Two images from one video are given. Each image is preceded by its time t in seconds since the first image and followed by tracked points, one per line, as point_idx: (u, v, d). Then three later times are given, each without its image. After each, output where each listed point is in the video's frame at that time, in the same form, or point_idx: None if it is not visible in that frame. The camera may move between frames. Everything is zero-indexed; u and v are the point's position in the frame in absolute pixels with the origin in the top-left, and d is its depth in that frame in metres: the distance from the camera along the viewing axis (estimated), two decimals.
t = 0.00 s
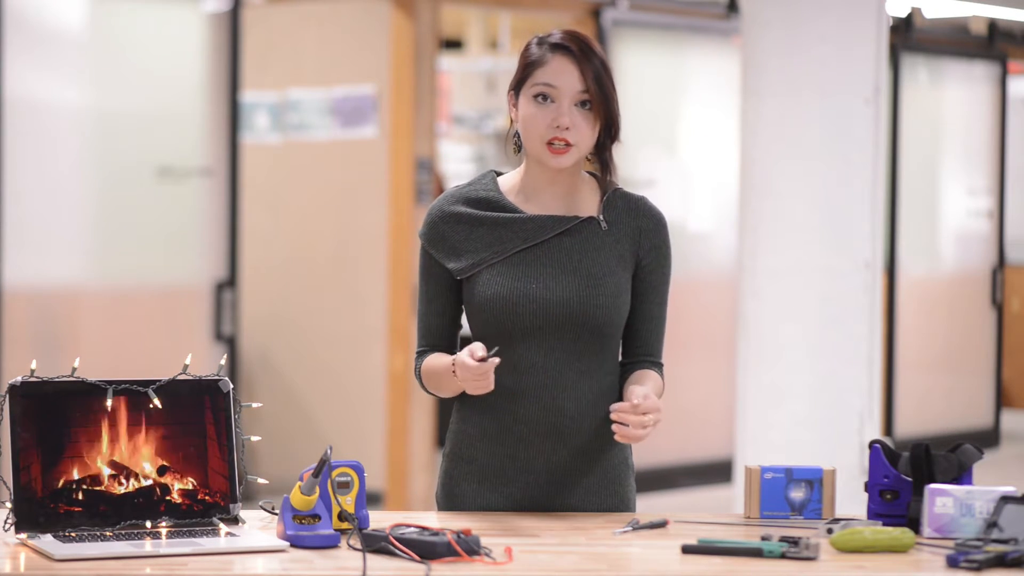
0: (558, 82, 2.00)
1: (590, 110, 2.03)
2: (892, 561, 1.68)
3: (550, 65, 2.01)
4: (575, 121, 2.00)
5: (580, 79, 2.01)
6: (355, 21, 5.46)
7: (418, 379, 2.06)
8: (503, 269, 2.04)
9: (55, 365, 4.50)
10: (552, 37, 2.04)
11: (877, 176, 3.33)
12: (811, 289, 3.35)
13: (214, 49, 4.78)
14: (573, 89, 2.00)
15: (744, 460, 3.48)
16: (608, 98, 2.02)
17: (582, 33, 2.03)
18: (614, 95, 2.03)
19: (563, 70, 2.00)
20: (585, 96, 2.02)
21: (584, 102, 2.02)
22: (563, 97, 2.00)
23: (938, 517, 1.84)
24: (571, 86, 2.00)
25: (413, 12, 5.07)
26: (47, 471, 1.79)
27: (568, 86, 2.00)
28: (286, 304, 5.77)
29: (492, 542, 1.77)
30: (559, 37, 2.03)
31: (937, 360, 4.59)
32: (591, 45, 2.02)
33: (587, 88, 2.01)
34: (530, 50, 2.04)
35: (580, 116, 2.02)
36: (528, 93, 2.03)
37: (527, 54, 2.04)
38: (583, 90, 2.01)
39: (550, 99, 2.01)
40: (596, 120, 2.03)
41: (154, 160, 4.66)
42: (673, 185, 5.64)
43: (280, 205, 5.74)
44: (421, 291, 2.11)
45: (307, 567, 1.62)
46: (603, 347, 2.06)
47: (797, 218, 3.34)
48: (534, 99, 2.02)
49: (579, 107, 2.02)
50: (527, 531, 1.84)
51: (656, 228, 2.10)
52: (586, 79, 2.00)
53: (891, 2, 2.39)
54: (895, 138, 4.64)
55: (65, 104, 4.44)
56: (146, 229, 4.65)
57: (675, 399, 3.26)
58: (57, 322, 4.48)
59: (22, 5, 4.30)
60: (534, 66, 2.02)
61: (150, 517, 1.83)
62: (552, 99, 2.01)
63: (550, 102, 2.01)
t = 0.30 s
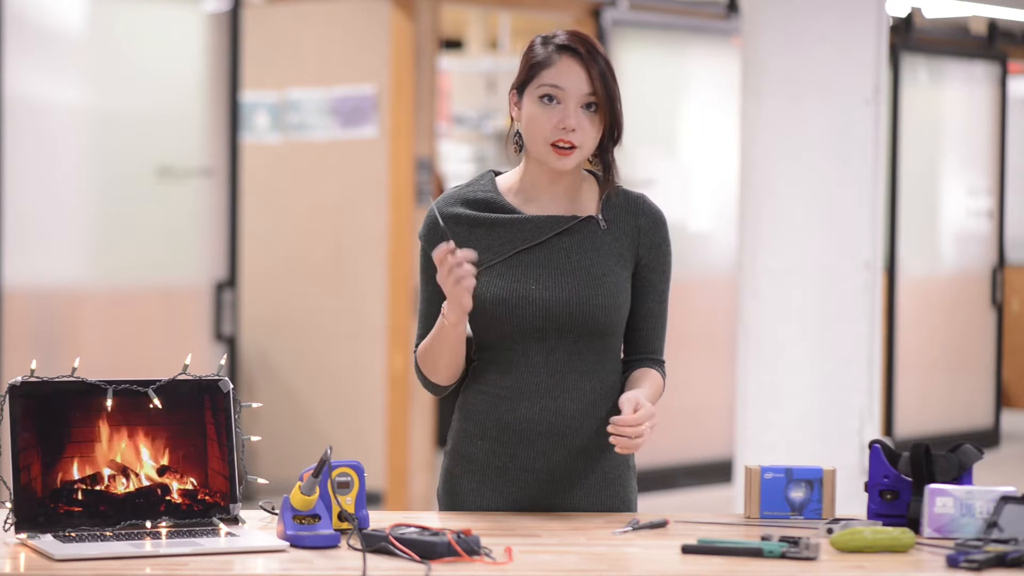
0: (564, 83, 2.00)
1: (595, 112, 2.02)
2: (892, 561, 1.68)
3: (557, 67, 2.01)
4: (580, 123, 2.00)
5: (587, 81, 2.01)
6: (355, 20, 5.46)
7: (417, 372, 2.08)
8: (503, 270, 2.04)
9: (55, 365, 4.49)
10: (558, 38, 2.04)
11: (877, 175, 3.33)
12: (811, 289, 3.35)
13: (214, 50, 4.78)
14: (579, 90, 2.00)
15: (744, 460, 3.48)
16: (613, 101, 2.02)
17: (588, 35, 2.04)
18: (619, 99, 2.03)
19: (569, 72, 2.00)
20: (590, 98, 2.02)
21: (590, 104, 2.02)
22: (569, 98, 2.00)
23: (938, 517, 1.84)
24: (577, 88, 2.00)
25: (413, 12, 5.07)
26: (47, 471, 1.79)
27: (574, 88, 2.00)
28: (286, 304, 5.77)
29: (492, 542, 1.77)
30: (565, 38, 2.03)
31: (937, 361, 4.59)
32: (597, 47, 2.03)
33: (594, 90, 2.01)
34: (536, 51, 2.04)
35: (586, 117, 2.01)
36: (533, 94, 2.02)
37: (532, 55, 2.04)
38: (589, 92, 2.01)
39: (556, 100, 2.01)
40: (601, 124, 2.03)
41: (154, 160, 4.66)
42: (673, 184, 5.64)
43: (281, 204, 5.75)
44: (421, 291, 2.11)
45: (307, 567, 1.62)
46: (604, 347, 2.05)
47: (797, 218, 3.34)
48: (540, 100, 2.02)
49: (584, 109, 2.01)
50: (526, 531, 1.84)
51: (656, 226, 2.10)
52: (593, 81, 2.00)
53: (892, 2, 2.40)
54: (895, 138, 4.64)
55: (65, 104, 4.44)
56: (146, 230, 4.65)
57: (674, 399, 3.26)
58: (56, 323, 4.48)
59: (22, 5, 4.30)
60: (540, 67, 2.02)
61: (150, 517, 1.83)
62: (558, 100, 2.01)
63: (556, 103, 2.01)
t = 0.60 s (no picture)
0: (575, 76, 2.00)
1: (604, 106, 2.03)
2: (892, 561, 1.68)
3: (567, 60, 2.01)
4: (591, 116, 2.00)
5: (597, 74, 2.01)
6: (355, 20, 5.46)
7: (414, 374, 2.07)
8: (503, 267, 2.03)
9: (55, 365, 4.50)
10: (565, 33, 2.04)
11: (877, 175, 3.33)
12: (811, 289, 3.35)
13: (214, 50, 4.79)
14: (591, 84, 2.01)
15: (744, 461, 3.48)
16: (623, 95, 2.03)
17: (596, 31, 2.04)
18: (627, 94, 2.04)
19: (580, 65, 2.01)
20: (600, 92, 2.02)
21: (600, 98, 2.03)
22: (580, 92, 2.00)
23: (937, 517, 1.84)
24: (589, 81, 2.01)
25: (413, 11, 5.07)
26: (47, 471, 1.79)
27: (585, 81, 2.00)
28: (286, 303, 5.77)
29: (492, 542, 1.77)
30: (573, 33, 2.03)
31: (937, 361, 4.59)
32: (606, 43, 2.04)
33: (604, 83, 2.01)
34: (543, 45, 2.04)
35: (596, 111, 2.02)
36: (542, 87, 2.02)
37: (540, 48, 2.04)
38: (599, 86, 2.02)
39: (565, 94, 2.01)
40: (610, 118, 2.03)
41: (154, 160, 4.66)
42: (673, 184, 5.64)
43: (281, 204, 5.74)
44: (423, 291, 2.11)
45: (307, 567, 1.62)
46: (605, 345, 2.05)
47: (797, 218, 3.34)
48: (548, 93, 2.02)
49: (595, 103, 2.02)
50: (526, 531, 1.84)
51: (657, 221, 2.10)
52: (604, 75, 2.01)
53: (891, 2, 2.40)
54: (896, 139, 4.64)
55: (65, 104, 4.44)
56: (146, 230, 4.65)
57: (673, 399, 3.26)
58: (56, 323, 4.48)
59: (22, 5, 4.30)
60: (549, 60, 2.02)
61: (150, 517, 1.83)
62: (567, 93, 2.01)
63: (565, 97, 2.01)
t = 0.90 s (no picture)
0: (565, 73, 2.00)
1: (595, 105, 2.02)
2: (892, 561, 1.68)
3: (559, 58, 2.01)
4: (580, 113, 2.00)
5: (588, 73, 2.01)
6: (355, 20, 5.46)
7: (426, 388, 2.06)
8: (505, 270, 2.04)
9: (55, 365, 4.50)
10: (562, 32, 2.04)
11: (877, 174, 3.33)
12: (811, 289, 3.35)
13: (214, 49, 4.79)
14: (581, 81, 2.00)
15: (744, 461, 3.48)
16: (614, 94, 2.02)
17: (593, 31, 2.04)
18: (620, 93, 2.03)
19: (572, 64, 2.00)
20: (591, 91, 2.01)
21: (591, 96, 2.02)
22: (570, 89, 2.00)
23: (938, 517, 1.84)
24: (579, 79, 2.00)
25: (412, 11, 5.07)
26: (47, 471, 1.79)
27: (575, 79, 2.00)
28: (286, 304, 5.77)
29: (492, 542, 1.76)
30: (569, 32, 2.04)
31: (936, 361, 4.59)
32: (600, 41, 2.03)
33: (594, 82, 2.01)
34: (539, 44, 2.05)
35: (586, 108, 2.01)
36: (534, 84, 2.02)
37: (536, 47, 2.05)
38: (589, 84, 2.01)
39: (556, 91, 2.01)
40: (601, 116, 2.03)
41: (154, 160, 4.66)
42: (673, 184, 5.65)
43: (281, 204, 5.74)
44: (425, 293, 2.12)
45: (307, 567, 1.62)
46: (607, 347, 2.05)
47: (797, 218, 3.34)
48: (539, 90, 2.02)
49: (585, 100, 2.01)
50: (526, 531, 1.84)
51: (659, 224, 2.09)
52: (594, 73, 2.01)
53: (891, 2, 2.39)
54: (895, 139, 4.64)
55: (65, 103, 4.44)
56: (146, 230, 4.65)
57: (673, 398, 3.26)
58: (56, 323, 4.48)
59: (22, 5, 4.30)
60: (542, 58, 2.03)
61: (150, 517, 1.83)
62: (558, 91, 2.01)
63: (556, 94, 2.01)
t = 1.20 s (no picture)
0: (559, 80, 2.00)
1: (590, 111, 2.02)
2: (892, 561, 1.68)
3: (553, 64, 2.01)
4: (573, 120, 2.00)
5: (582, 79, 2.00)
6: (355, 20, 5.46)
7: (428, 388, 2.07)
8: (505, 273, 2.04)
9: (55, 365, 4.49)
10: (559, 36, 2.04)
11: (877, 174, 3.33)
12: (811, 289, 3.35)
13: (214, 49, 4.79)
14: (575, 88, 2.00)
15: (744, 461, 3.47)
16: (609, 100, 2.01)
17: (590, 35, 2.03)
18: (615, 98, 2.02)
19: (566, 70, 2.00)
20: (585, 97, 2.01)
21: (585, 102, 2.02)
22: (564, 96, 2.00)
23: (938, 517, 1.84)
24: (573, 85, 2.00)
25: (412, 11, 5.07)
26: (47, 471, 1.79)
27: (569, 85, 2.00)
28: (286, 304, 5.77)
29: (492, 542, 1.76)
30: (566, 37, 2.03)
31: (936, 361, 4.59)
32: (597, 46, 2.02)
33: (588, 88, 2.00)
34: (536, 48, 2.05)
35: (580, 115, 2.01)
36: (529, 90, 2.03)
37: (533, 51, 2.05)
38: (584, 91, 2.01)
39: (551, 97, 2.01)
40: (595, 121, 2.02)
41: (155, 159, 4.66)
42: (673, 184, 5.65)
43: (281, 204, 5.74)
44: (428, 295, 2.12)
45: (307, 567, 1.62)
46: (607, 348, 2.05)
47: (797, 218, 3.34)
48: (535, 96, 2.02)
49: (579, 107, 2.01)
50: (526, 531, 1.84)
51: (659, 225, 2.09)
52: (588, 79, 2.00)
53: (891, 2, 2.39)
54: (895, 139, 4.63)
55: (65, 103, 4.44)
56: (146, 230, 4.65)
57: (674, 398, 3.26)
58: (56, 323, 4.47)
59: (22, 5, 4.30)
60: (538, 63, 2.03)
61: (150, 517, 1.83)
62: (552, 97, 2.01)
63: (550, 100, 2.01)
